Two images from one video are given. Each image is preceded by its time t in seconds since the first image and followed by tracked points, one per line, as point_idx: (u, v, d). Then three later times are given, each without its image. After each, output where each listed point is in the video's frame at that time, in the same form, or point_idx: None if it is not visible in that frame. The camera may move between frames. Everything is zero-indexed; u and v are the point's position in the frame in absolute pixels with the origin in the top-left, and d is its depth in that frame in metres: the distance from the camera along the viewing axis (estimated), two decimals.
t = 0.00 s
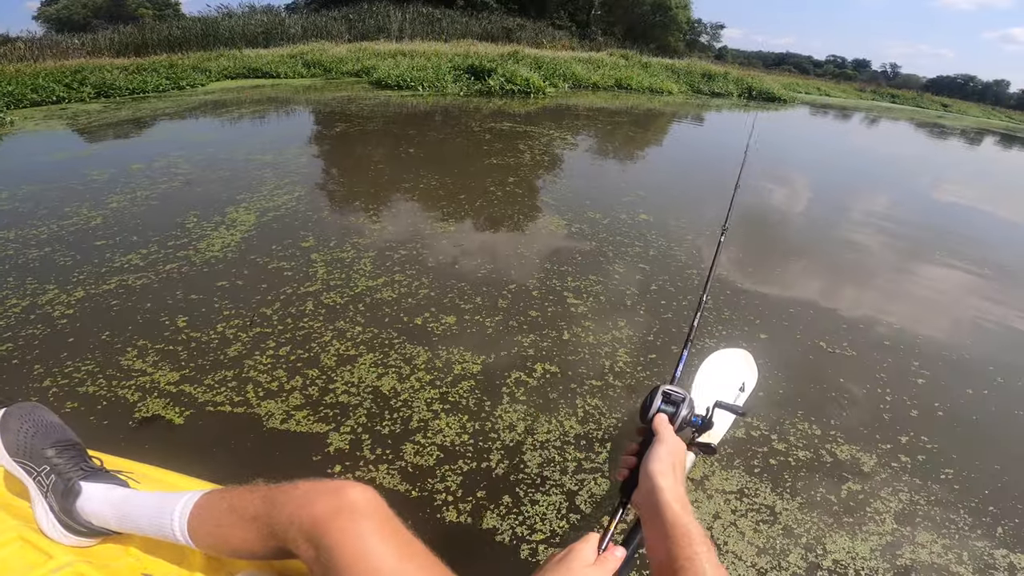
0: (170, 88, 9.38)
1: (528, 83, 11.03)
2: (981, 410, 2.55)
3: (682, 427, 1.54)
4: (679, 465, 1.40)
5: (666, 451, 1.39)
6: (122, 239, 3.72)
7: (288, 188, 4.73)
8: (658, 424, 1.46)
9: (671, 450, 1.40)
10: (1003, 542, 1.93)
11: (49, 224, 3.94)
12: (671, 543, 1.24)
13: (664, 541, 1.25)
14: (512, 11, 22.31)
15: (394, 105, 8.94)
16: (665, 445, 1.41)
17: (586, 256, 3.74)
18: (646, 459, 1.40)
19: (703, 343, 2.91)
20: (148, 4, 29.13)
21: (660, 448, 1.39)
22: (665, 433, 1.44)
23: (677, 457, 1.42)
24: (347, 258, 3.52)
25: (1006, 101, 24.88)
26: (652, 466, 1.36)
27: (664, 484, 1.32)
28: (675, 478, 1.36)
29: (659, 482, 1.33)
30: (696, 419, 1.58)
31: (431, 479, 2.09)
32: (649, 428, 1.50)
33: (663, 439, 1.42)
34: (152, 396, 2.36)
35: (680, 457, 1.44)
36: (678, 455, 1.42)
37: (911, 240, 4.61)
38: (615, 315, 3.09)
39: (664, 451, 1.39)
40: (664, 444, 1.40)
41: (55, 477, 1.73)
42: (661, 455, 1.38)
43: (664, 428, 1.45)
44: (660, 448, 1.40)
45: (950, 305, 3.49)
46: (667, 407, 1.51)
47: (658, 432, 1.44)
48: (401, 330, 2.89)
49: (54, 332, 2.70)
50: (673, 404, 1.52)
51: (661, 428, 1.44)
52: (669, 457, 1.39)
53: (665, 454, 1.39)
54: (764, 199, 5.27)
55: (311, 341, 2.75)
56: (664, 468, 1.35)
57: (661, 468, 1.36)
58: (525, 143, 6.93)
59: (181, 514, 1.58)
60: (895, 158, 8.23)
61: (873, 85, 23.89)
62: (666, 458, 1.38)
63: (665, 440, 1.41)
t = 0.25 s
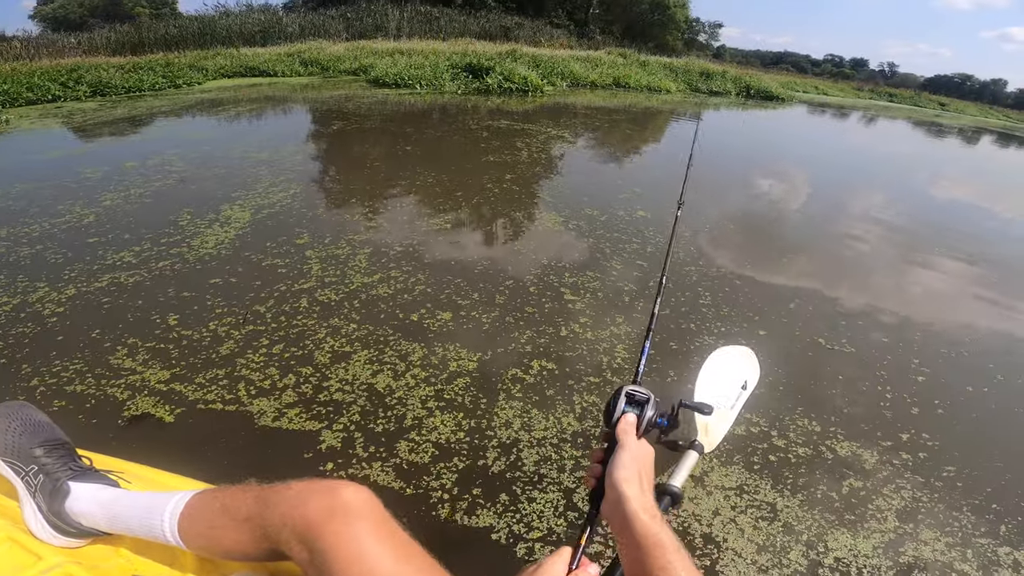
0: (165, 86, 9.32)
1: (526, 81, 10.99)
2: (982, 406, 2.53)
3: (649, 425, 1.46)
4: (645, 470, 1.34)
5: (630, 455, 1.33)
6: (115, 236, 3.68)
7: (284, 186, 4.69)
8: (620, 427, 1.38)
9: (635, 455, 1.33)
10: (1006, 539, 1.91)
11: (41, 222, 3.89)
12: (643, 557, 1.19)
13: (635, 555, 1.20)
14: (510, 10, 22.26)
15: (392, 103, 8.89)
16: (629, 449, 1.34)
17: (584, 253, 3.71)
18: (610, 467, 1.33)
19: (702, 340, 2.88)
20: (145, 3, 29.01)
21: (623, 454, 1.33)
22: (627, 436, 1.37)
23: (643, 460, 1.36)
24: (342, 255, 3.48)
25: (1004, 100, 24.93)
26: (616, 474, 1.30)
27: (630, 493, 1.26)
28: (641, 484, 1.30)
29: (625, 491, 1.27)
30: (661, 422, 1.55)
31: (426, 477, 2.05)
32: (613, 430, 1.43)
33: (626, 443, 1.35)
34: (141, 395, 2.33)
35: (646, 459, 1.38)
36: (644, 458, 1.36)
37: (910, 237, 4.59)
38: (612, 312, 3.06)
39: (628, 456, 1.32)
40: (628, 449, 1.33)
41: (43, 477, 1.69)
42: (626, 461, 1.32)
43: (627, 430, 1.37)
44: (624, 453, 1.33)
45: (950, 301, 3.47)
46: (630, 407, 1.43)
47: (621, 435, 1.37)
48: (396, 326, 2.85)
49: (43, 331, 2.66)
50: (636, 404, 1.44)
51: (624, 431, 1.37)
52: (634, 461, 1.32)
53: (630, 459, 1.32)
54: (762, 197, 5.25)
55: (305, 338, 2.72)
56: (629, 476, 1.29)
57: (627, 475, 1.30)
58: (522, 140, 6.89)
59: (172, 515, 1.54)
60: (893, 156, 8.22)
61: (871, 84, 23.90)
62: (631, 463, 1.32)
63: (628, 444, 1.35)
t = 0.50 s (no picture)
0: (163, 84, 9.29)
1: (524, 79, 10.97)
2: (982, 400, 2.53)
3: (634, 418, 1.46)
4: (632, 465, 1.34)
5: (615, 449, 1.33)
6: (112, 233, 3.66)
7: (281, 183, 4.67)
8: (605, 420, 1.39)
9: (620, 449, 1.34)
10: (1007, 533, 1.91)
11: (37, 219, 3.87)
12: (632, 552, 1.19)
13: (624, 549, 1.20)
14: (509, 8, 22.23)
15: (390, 101, 8.88)
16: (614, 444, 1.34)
17: (583, 248, 3.70)
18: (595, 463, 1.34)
19: (702, 335, 2.87)
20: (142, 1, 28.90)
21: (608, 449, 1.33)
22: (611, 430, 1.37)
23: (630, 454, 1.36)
24: (341, 251, 3.47)
25: (1001, 99, 25.00)
26: (601, 469, 1.31)
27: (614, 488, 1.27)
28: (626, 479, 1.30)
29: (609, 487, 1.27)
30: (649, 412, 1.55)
31: (426, 471, 2.05)
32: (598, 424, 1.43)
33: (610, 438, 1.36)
34: (138, 391, 2.31)
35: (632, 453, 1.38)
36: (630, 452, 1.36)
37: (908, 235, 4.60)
38: (612, 307, 3.06)
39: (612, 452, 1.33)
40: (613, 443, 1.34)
41: (43, 474, 1.67)
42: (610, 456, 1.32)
43: (612, 424, 1.38)
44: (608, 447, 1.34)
45: (948, 298, 3.47)
46: (614, 402, 1.44)
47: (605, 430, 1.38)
48: (395, 322, 2.85)
49: (40, 328, 2.65)
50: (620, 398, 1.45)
51: (608, 425, 1.38)
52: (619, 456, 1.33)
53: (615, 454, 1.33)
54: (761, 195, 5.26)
55: (304, 334, 2.71)
56: (614, 471, 1.30)
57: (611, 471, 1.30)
58: (521, 138, 6.88)
59: (174, 509, 1.54)
60: (891, 154, 8.24)
61: (869, 82, 23.93)
62: (616, 458, 1.32)
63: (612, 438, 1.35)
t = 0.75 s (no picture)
0: (161, 83, 9.26)
1: (523, 77, 10.97)
2: (977, 396, 2.54)
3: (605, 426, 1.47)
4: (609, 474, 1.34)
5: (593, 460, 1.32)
6: (109, 231, 3.65)
7: (279, 181, 4.67)
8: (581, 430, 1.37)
9: (598, 460, 1.33)
10: (1001, 527, 1.92)
11: (34, 217, 3.86)
12: (619, 563, 1.18)
13: (610, 561, 1.19)
14: (508, 6, 22.21)
15: (388, 99, 8.86)
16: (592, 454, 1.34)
17: (581, 246, 3.70)
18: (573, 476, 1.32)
19: (698, 331, 2.88)
20: None
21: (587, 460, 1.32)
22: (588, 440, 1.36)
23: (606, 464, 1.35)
24: (338, 248, 3.47)
25: (999, 98, 25.04)
26: (580, 481, 1.29)
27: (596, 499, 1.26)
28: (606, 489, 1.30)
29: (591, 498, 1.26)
30: (620, 416, 1.56)
31: (423, 465, 2.05)
32: (572, 435, 1.41)
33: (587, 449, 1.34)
34: (135, 387, 2.31)
35: (607, 461, 1.37)
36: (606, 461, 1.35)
37: (905, 233, 4.62)
38: (609, 304, 3.06)
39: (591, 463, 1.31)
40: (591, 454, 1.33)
41: (43, 471, 1.66)
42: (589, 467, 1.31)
43: (587, 434, 1.36)
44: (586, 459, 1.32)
45: (943, 296, 3.49)
46: (587, 411, 1.42)
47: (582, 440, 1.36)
48: (392, 318, 2.85)
49: (36, 325, 2.64)
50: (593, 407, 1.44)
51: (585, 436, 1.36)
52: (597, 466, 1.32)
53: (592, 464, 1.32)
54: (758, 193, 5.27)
55: (301, 330, 2.71)
56: (594, 482, 1.28)
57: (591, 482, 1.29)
58: (519, 136, 6.88)
59: (174, 506, 1.53)
60: (889, 152, 8.25)
61: (867, 81, 23.96)
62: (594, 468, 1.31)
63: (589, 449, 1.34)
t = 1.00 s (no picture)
0: (157, 81, 9.24)
1: (520, 76, 10.96)
2: (969, 392, 2.55)
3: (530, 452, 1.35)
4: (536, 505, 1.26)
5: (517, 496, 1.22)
6: (104, 230, 3.64)
7: (275, 179, 4.66)
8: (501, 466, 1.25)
9: (520, 497, 1.22)
10: (992, 522, 1.92)
11: (29, 215, 3.85)
12: None
13: None
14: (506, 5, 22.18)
15: (386, 98, 8.85)
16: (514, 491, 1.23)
17: (576, 243, 3.71)
18: (496, 519, 1.22)
19: (693, 328, 2.89)
20: None
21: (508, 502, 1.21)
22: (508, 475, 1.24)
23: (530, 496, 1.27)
24: (334, 246, 3.47)
25: (997, 97, 25.08)
26: (504, 526, 1.19)
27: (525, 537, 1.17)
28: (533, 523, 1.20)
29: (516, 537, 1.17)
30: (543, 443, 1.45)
31: (416, 460, 2.05)
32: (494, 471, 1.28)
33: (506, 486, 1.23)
34: (129, 384, 2.31)
35: (529, 495, 1.28)
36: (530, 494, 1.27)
37: (899, 232, 4.63)
38: (604, 300, 3.06)
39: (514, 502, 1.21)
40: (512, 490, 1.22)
41: (39, 468, 1.66)
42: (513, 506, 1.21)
43: (508, 467, 1.25)
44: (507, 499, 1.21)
45: (937, 293, 3.50)
46: (508, 438, 1.29)
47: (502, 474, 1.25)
48: (386, 314, 2.84)
49: (30, 323, 2.64)
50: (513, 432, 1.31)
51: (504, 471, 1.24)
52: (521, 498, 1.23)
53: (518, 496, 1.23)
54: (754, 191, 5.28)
55: (296, 327, 2.71)
56: (519, 522, 1.19)
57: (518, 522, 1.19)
58: (516, 134, 6.88)
59: (171, 502, 1.53)
60: (885, 151, 8.27)
61: (865, 80, 24.00)
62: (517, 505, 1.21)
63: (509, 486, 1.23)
